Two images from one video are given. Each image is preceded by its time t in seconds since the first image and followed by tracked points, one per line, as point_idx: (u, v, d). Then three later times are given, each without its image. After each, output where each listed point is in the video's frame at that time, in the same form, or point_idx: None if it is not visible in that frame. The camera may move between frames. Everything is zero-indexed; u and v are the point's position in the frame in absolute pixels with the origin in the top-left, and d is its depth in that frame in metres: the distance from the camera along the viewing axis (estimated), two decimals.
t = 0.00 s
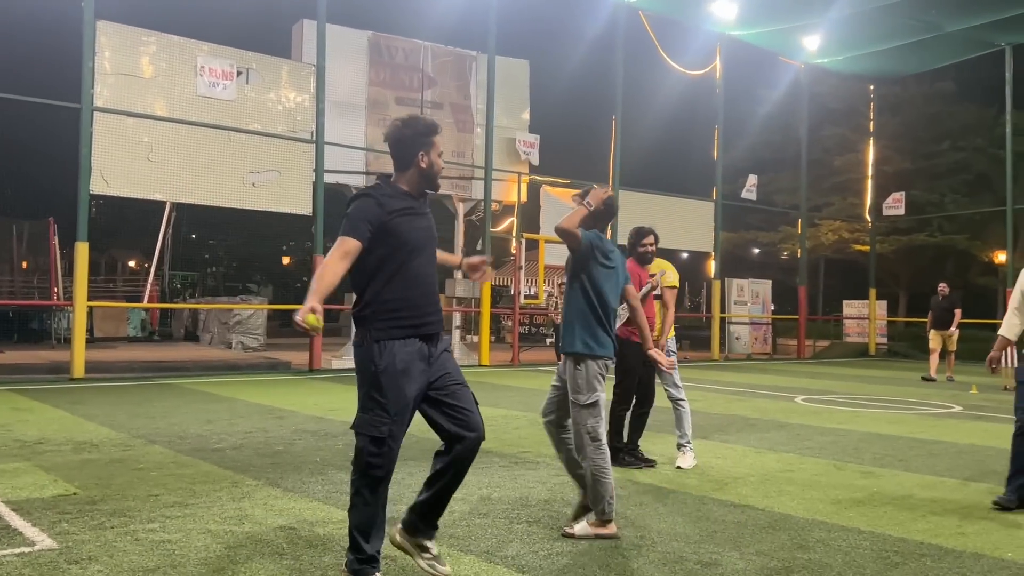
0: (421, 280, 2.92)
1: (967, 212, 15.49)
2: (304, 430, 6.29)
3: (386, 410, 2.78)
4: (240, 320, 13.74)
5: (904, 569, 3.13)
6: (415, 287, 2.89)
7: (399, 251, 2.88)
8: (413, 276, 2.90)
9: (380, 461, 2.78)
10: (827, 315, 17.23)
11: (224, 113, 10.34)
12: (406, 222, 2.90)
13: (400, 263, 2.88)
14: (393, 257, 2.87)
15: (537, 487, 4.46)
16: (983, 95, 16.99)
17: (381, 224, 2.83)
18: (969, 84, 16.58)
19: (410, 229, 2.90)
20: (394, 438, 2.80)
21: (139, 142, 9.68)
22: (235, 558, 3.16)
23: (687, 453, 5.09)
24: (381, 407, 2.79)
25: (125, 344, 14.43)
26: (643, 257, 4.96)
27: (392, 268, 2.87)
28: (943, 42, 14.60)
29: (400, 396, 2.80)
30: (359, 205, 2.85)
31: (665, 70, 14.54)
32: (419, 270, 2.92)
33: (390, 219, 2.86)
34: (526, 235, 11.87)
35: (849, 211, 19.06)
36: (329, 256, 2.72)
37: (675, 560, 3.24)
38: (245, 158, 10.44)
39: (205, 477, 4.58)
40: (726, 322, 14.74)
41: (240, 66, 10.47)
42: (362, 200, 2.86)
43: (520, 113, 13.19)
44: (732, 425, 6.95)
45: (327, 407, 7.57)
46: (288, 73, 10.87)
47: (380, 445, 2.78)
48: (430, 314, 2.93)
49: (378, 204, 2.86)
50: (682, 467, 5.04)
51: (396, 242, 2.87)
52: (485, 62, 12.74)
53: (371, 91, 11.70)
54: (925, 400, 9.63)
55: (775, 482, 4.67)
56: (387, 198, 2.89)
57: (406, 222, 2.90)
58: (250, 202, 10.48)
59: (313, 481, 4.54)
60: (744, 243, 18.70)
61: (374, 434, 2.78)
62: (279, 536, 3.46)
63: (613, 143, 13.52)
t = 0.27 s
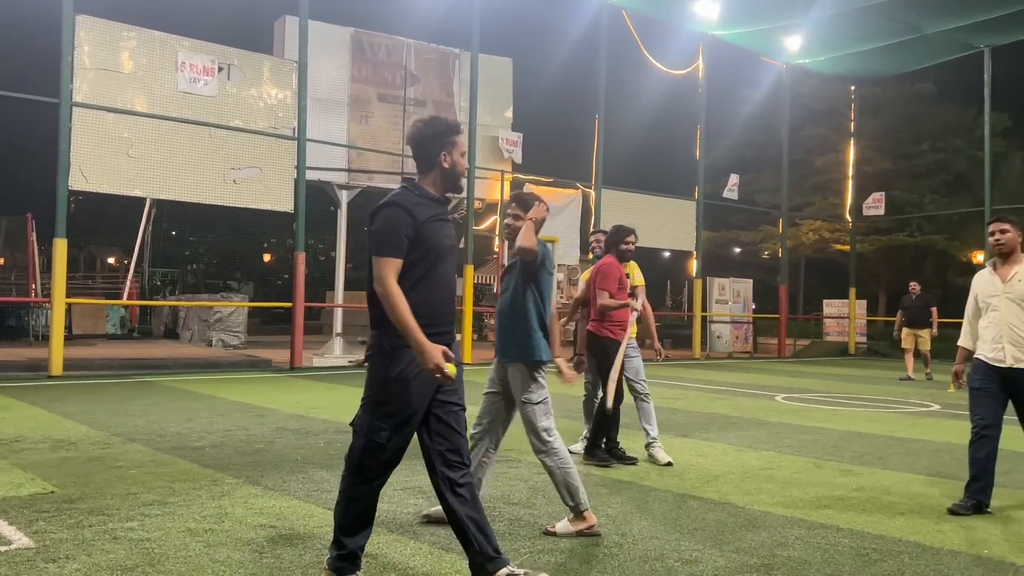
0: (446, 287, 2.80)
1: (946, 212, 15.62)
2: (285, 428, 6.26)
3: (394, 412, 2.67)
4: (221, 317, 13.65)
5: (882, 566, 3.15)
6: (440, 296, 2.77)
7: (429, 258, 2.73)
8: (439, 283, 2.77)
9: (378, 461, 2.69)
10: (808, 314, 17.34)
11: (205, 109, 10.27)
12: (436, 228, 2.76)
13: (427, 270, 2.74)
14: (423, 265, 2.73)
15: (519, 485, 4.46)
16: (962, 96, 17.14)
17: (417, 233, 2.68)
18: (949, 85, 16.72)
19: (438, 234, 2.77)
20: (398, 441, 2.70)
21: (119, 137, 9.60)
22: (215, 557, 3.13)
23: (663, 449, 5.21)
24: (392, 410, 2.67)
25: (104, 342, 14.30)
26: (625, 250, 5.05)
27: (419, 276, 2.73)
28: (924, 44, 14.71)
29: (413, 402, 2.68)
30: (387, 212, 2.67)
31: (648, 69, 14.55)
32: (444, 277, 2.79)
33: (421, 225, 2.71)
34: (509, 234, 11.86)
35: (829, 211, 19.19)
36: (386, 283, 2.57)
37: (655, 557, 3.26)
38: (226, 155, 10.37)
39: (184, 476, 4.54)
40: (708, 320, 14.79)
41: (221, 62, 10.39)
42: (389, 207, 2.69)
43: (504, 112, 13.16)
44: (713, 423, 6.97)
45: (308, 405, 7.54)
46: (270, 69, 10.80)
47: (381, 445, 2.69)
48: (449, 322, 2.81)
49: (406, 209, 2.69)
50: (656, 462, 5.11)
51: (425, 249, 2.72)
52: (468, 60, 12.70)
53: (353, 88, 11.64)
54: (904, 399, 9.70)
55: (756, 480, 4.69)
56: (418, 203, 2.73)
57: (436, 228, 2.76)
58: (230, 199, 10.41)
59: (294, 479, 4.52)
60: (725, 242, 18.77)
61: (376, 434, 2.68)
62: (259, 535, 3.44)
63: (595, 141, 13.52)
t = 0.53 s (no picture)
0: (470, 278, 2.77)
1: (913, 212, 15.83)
2: (254, 426, 6.21)
3: (429, 409, 2.67)
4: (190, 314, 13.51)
5: (848, 561, 3.19)
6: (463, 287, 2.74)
7: (450, 251, 2.70)
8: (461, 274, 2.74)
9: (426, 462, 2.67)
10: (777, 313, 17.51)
11: (176, 104, 10.16)
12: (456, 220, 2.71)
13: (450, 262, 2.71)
14: (446, 257, 2.70)
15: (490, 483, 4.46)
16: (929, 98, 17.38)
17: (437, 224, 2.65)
18: (917, 87, 16.94)
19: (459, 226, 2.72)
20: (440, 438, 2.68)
21: (86, 132, 9.47)
22: (182, 556, 3.11)
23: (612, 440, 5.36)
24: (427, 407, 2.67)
25: (70, 340, 14.10)
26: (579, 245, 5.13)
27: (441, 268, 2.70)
28: (892, 46, 14.89)
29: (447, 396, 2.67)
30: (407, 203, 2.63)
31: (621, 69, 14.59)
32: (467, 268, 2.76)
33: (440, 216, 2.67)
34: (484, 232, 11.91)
35: (799, 211, 19.36)
36: (413, 268, 2.55)
37: (625, 553, 3.28)
38: (196, 150, 10.27)
39: (152, 474, 4.49)
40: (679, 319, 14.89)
41: (191, 56, 10.28)
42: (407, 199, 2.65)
43: (477, 109, 13.12)
44: (683, 421, 7.02)
45: (278, 403, 7.48)
46: (241, 64, 10.70)
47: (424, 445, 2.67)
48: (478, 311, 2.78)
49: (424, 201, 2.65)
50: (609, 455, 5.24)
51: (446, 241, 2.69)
52: (441, 57, 12.65)
53: (325, 84, 11.56)
54: (871, 397, 9.82)
55: (725, 476, 4.74)
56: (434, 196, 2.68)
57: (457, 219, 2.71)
58: (200, 195, 10.31)
59: (264, 477, 4.49)
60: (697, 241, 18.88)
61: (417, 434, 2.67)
62: (227, 533, 3.42)
63: (568, 140, 13.53)
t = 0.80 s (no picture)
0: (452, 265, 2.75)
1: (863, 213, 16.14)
2: (206, 426, 6.12)
3: (418, 399, 2.66)
4: (141, 313, 13.27)
5: (797, 556, 3.24)
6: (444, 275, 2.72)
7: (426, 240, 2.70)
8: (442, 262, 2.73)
9: (420, 453, 2.64)
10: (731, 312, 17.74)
11: (126, 98, 9.98)
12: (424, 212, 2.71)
13: (429, 253, 2.70)
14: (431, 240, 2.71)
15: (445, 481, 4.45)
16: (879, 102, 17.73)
17: (413, 214, 2.64)
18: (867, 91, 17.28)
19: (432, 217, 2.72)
20: (428, 428, 2.67)
21: (33, 126, 9.26)
22: (130, 558, 3.05)
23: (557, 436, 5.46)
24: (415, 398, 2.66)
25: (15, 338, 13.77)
26: (522, 238, 5.22)
27: (420, 258, 2.70)
28: (844, 50, 15.15)
29: (432, 386, 2.68)
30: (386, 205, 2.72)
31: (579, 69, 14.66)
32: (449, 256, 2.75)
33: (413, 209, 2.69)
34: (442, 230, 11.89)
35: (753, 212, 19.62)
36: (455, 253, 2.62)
37: (578, 551, 3.29)
38: (147, 146, 10.10)
39: (99, 475, 4.41)
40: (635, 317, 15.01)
41: (142, 50, 10.10)
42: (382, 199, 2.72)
43: (435, 107, 13.06)
44: (638, 419, 7.08)
45: (231, 403, 7.39)
46: (194, 59, 10.55)
47: (414, 435, 2.65)
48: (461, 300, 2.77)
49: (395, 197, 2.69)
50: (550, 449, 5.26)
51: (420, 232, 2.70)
52: (399, 54, 12.59)
53: (280, 80, 11.42)
54: (821, 395, 9.99)
55: (678, 474, 4.79)
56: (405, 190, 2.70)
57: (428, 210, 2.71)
58: (151, 191, 10.13)
59: (216, 477, 4.42)
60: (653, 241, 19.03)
61: (406, 425, 2.65)
62: (177, 535, 3.37)
63: (526, 139, 13.54)
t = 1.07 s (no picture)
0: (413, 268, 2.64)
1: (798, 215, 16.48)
2: (136, 429, 5.96)
3: (381, 411, 2.55)
4: (70, 313, 12.89)
5: (729, 552, 3.28)
6: (405, 276, 2.60)
7: (389, 238, 2.58)
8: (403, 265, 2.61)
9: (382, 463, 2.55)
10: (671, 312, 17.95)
11: (52, 91, 9.68)
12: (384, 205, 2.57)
13: (389, 250, 2.58)
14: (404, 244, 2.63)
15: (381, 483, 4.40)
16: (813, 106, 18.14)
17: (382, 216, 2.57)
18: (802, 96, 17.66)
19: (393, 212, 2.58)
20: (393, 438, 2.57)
21: None
22: (49, 567, 2.94)
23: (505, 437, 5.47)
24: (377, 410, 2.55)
25: None
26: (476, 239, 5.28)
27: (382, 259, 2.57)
28: (779, 55, 15.45)
29: (395, 397, 2.58)
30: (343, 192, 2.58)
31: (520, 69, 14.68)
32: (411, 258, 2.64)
33: (375, 201, 2.56)
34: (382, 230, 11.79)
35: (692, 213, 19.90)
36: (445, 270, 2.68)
37: (513, 551, 3.27)
38: (76, 141, 9.81)
39: (21, 481, 4.25)
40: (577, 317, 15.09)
41: (70, 42, 9.80)
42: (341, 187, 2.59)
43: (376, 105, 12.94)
44: (578, 418, 7.11)
45: (163, 405, 7.21)
46: (125, 52, 10.28)
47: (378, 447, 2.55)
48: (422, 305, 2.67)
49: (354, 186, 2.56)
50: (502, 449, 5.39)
51: (383, 228, 2.57)
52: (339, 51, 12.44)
53: (216, 75, 11.19)
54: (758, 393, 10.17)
55: (615, 472, 4.81)
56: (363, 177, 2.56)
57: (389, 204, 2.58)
58: (79, 188, 9.85)
59: (144, 482, 4.30)
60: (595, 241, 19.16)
61: (370, 437, 2.55)
62: (101, 542, 3.26)
63: (468, 139, 13.51)
